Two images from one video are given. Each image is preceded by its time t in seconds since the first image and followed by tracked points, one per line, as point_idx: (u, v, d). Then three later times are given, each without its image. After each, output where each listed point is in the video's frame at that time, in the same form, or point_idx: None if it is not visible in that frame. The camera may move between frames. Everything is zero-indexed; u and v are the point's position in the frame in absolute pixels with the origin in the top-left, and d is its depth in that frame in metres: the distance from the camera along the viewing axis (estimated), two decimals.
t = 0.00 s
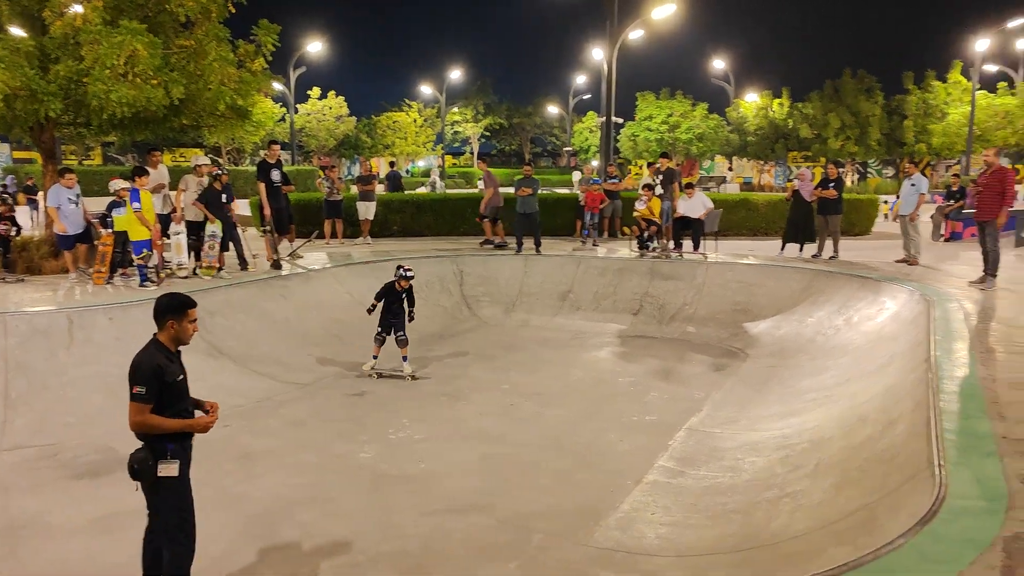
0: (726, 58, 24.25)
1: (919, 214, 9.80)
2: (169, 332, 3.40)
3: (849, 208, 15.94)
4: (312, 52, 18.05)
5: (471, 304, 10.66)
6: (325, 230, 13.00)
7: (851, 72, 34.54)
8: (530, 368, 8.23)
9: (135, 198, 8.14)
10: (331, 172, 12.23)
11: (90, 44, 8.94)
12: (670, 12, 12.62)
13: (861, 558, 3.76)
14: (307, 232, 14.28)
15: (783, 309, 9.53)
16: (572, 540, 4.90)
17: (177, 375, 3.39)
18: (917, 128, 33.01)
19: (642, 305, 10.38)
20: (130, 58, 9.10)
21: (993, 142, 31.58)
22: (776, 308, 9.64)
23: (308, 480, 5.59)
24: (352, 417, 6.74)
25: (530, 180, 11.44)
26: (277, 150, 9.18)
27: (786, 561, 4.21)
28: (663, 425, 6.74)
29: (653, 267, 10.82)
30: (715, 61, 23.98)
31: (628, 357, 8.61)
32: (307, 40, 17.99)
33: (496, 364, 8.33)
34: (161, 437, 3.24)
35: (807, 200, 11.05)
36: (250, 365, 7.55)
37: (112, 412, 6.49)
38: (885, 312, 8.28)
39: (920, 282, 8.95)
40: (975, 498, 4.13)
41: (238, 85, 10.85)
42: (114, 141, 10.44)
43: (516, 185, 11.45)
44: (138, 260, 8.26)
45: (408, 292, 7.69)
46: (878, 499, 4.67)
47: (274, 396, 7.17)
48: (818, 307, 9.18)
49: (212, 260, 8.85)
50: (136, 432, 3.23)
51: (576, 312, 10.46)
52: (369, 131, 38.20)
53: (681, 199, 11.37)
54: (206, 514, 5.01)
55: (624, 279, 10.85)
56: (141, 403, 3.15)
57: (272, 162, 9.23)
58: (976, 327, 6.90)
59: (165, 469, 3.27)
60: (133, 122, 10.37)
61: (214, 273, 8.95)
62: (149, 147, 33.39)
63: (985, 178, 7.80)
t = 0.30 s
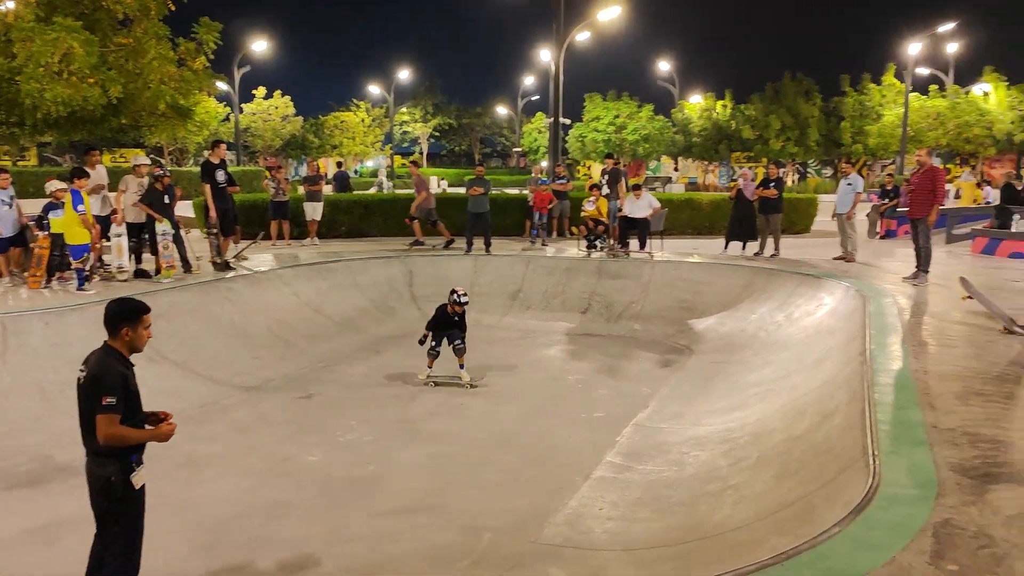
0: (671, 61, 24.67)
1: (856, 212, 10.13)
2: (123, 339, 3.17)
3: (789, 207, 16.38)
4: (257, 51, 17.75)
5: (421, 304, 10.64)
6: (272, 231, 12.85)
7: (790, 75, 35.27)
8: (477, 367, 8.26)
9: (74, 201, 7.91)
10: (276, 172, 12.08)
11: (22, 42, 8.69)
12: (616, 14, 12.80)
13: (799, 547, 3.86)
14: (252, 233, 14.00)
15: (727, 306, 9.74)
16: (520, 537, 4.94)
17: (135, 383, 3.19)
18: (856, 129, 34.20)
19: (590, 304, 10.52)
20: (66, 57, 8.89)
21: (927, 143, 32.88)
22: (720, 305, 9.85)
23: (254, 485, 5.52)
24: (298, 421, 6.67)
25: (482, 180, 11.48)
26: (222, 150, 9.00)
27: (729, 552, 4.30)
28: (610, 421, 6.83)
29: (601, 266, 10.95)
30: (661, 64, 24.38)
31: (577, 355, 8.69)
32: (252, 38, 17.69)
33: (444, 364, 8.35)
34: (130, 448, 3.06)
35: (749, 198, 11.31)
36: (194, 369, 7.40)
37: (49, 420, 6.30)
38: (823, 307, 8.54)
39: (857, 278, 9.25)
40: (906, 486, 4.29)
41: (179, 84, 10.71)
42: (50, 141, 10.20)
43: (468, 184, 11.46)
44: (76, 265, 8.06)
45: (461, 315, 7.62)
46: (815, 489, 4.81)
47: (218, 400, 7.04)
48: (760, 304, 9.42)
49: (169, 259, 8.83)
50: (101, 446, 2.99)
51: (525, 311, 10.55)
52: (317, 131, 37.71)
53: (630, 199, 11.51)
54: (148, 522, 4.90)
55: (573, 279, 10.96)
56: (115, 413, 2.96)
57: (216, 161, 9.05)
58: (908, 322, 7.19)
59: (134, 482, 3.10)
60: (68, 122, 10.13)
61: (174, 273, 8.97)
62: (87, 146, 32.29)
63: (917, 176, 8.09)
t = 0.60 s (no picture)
0: (622, 62, 24.97)
1: (802, 210, 10.38)
2: (79, 348, 3.11)
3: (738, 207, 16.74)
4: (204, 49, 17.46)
5: (375, 305, 10.60)
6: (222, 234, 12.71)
7: (738, 76, 35.80)
8: (431, 368, 8.26)
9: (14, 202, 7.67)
10: (228, 174, 11.98)
11: None
12: (567, 16, 12.94)
13: (745, 537, 3.95)
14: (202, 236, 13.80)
15: (679, 303, 9.92)
16: (475, 536, 4.96)
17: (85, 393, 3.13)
18: (801, 129, 35.22)
19: (545, 304, 10.61)
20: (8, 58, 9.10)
21: (870, 143, 33.99)
22: (671, 302, 10.03)
23: (205, 491, 5.44)
24: (249, 425, 6.59)
25: (435, 180, 11.40)
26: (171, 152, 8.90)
27: (679, 545, 4.37)
28: (564, 419, 6.91)
29: (555, 266, 11.05)
30: (612, 65, 24.66)
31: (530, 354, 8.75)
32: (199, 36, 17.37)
33: (398, 365, 8.33)
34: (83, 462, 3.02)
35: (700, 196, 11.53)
36: (142, 374, 7.26)
37: None
38: (771, 303, 8.75)
39: (803, 274, 9.51)
40: (848, 475, 4.44)
41: (123, 82, 11.23)
42: None
43: (421, 185, 11.37)
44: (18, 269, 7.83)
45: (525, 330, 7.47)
46: (762, 480, 4.94)
47: (166, 406, 6.91)
48: (710, 300, 9.61)
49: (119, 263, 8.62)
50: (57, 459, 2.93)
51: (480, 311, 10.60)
52: (268, 131, 37.15)
53: (584, 198, 11.75)
54: (93, 531, 4.80)
55: (528, 278, 11.04)
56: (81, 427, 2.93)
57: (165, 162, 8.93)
58: (851, 316, 7.44)
59: (80, 497, 3.07)
60: (10, 121, 10.49)
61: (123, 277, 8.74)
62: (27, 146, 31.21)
63: (860, 174, 8.32)
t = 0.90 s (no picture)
0: (577, 60, 25.07)
1: (752, 207, 10.58)
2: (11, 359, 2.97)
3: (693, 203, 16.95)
4: (150, 47, 17.01)
5: (330, 306, 10.50)
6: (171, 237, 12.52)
7: (692, 76, 36.61)
8: (386, 369, 8.21)
9: None
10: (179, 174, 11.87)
11: None
12: (520, 13, 12.95)
13: (697, 530, 3.90)
14: (149, 238, 13.66)
15: (634, 300, 10.04)
16: (430, 538, 4.94)
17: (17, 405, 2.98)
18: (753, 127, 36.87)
19: (501, 302, 10.64)
20: None
21: (819, 140, 34.95)
22: (626, 300, 10.14)
23: (152, 500, 5.31)
24: (199, 431, 6.46)
25: (389, 180, 11.37)
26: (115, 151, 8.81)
27: (632, 542, 4.39)
28: (520, 418, 6.92)
29: (511, 265, 11.06)
30: (567, 63, 24.71)
31: (487, 354, 8.75)
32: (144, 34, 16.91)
33: (353, 367, 8.25)
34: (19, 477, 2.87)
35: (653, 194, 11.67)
36: (86, 382, 7.05)
37: None
38: (723, 299, 8.90)
39: (754, 270, 9.70)
40: (796, 467, 4.48)
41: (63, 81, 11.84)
42: None
43: (374, 184, 11.33)
44: None
45: (588, 319, 7.26)
46: (713, 474, 4.99)
47: (111, 413, 6.72)
48: (664, 297, 9.75)
49: (62, 267, 8.44)
50: None
51: (436, 311, 10.58)
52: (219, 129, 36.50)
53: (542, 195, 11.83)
54: (32, 544, 4.64)
55: (483, 277, 11.07)
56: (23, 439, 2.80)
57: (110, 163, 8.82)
58: (801, 311, 7.60)
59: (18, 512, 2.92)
60: None
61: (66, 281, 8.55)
62: None
63: (809, 171, 8.51)
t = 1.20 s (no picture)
0: (540, 61, 25.19)
1: (714, 206, 10.73)
2: None
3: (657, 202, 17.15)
4: (106, 48, 16.72)
5: (294, 309, 10.44)
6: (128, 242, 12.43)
7: (652, 76, 36.92)
8: (351, 372, 8.20)
9: None
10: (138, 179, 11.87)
11: None
12: (482, 14, 12.98)
13: (660, 526, 3.83)
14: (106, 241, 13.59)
15: (598, 300, 10.14)
16: (395, 541, 4.93)
17: None
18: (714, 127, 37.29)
19: (466, 304, 10.68)
20: None
21: (777, 140, 35.61)
22: (590, 300, 10.23)
23: (111, 509, 5.23)
24: (159, 439, 6.39)
25: (351, 182, 11.36)
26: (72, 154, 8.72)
27: (595, 541, 4.40)
28: (486, 419, 6.95)
29: (476, 265, 11.20)
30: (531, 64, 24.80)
31: (451, 356, 8.79)
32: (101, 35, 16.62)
33: (317, 370, 8.22)
34: None
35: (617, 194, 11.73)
36: (43, 391, 6.93)
37: None
38: (686, 297, 9.03)
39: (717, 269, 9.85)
40: (757, 460, 4.50)
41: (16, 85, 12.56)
42: None
43: (337, 185, 11.25)
44: None
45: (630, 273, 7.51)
46: (676, 471, 5.03)
47: (68, 422, 6.61)
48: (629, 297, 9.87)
49: (16, 274, 8.28)
50: None
51: (402, 313, 10.58)
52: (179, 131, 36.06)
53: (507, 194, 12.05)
54: None
55: (448, 278, 11.14)
56: None
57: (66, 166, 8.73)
58: (762, 309, 7.75)
59: None
60: None
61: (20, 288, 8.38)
62: None
63: (768, 170, 8.71)
